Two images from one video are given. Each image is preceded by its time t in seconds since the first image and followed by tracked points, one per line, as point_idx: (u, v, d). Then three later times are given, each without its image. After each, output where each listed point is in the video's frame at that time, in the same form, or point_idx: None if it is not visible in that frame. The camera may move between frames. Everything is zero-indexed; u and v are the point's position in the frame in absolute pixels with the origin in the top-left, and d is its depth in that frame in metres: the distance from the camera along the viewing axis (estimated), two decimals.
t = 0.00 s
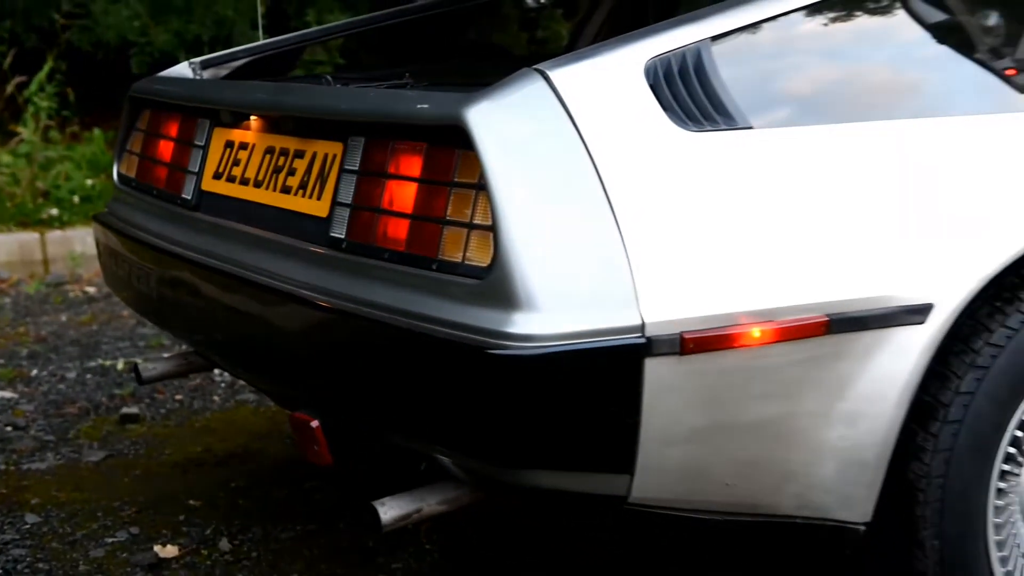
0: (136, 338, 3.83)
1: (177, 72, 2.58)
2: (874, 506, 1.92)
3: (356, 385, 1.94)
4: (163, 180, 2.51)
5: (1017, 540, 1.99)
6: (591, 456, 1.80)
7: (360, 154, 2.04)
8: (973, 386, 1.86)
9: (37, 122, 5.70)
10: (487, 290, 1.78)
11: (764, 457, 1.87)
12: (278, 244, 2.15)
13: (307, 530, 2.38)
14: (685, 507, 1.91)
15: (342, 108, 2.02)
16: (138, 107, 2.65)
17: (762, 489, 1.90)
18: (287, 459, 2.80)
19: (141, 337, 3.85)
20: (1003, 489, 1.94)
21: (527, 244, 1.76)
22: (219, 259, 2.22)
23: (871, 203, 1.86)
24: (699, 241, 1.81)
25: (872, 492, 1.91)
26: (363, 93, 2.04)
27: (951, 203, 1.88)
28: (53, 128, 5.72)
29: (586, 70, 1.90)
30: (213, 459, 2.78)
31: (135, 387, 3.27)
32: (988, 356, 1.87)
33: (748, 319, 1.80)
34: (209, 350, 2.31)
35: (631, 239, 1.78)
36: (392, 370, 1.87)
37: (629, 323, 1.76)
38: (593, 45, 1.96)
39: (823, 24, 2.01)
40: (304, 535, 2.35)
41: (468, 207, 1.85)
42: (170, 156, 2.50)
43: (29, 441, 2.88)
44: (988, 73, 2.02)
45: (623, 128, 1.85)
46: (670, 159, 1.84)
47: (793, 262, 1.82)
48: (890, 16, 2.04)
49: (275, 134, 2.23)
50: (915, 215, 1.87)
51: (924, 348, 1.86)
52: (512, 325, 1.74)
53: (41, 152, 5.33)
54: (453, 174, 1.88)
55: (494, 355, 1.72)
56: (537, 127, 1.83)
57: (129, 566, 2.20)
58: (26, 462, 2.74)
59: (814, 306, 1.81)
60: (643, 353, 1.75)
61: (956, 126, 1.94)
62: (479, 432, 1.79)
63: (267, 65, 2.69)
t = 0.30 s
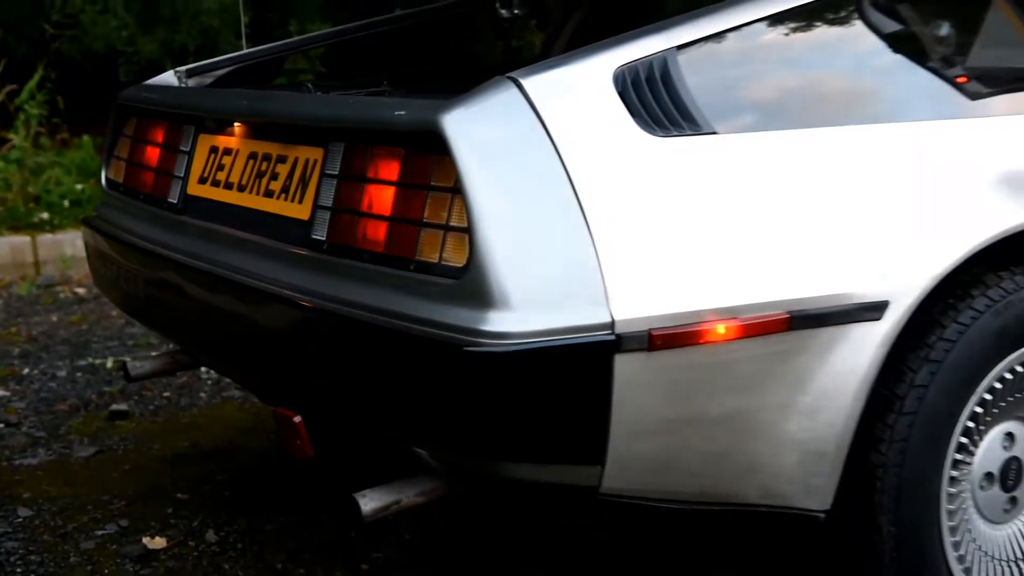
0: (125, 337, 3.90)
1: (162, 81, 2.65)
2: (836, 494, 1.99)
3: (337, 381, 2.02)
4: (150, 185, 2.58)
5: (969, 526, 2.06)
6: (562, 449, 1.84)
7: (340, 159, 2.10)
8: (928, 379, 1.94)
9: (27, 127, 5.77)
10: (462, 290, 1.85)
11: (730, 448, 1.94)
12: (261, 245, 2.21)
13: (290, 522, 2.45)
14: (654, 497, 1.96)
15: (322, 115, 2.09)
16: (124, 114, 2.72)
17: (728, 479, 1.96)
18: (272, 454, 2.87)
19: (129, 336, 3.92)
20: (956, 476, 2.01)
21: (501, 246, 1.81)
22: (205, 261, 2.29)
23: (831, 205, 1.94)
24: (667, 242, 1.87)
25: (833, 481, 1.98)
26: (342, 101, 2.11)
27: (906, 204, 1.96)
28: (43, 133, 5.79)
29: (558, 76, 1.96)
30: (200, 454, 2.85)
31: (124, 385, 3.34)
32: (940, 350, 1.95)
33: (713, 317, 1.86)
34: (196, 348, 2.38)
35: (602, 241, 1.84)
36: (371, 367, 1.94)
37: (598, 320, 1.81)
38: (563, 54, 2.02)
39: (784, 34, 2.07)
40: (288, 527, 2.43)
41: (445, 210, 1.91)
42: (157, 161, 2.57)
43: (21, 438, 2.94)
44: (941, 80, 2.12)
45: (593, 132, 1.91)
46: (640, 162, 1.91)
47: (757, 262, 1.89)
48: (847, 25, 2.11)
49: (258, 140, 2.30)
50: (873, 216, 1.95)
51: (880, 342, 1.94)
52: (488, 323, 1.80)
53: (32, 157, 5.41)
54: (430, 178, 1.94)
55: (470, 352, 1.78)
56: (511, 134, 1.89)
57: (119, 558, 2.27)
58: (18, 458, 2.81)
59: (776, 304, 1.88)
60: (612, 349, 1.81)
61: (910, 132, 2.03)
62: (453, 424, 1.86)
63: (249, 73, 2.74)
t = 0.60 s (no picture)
0: (111, 337, 3.94)
1: (145, 87, 2.69)
2: (803, 486, 2.06)
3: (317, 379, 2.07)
4: (134, 188, 2.63)
5: (931, 515, 2.11)
6: (536, 443, 1.89)
7: (320, 162, 2.14)
8: (890, 374, 1.99)
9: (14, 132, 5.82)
10: (439, 290, 1.89)
11: (699, 441, 1.99)
12: (244, 247, 2.26)
13: (273, 517, 2.50)
14: (626, 490, 2.01)
15: (302, 119, 2.14)
16: (109, 118, 2.77)
17: (697, 471, 2.02)
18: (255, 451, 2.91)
19: (115, 336, 3.96)
20: (917, 467, 2.07)
21: (478, 246, 1.85)
22: (189, 262, 2.33)
23: (798, 206, 1.99)
24: (639, 241, 1.92)
25: (799, 473, 2.04)
26: (322, 105, 2.15)
27: (869, 205, 2.02)
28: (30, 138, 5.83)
29: (532, 81, 2.01)
30: (184, 451, 2.90)
31: (110, 384, 3.38)
32: (903, 345, 2.01)
33: (683, 314, 1.91)
34: (180, 347, 2.43)
35: (576, 241, 1.89)
36: (350, 365, 1.98)
37: (572, 319, 1.86)
38: (538, 60, 2.07)
39: (752, 40, 2.14)
40: (270, 522, 2.48)
41: (422, 212, 1.95)
42: (140, 165, 2.62)
43: (8, 436, 2.98)
44: (902, 85, 2.19)
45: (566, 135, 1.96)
46: (612, 164, 1.96)
47: (727, 261, 1.95)
48: (813, 32, 2.18)
49: (240, 143, 2.35)
50: (838, 216, 2.00)
51: (844, 337, 2.00)
52: (465, 322, 1.84)
53: (19, 162, 5.46)
54: (408, 180, 1.98)
55: (445, 350, 1.83)
56: (486, 137, 1.93)
57: (105, 552, 2.31)
58: (5, 456, 2.85)
59: (744, 301, 1.94)
60: (586, 346, 1.85)
61: (872, 135, 2.09)
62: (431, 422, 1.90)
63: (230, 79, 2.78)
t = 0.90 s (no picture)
0: (98, 337, 3.98)
1: (129, 92, 2.74)
2: (770, 478, 2.12)
3: (298, 376, 2.12)
4: (118, 192, 2.68)
5: (893, 505, 2.19)
6: (510, 438, 1.94)
7: (300, 166, 2.19)
8: (854, 368, 2.06)
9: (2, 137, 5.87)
10: (417, 289, 1.94)
11: (671, 435, 2.05)
12: (227, 249, 2.32)
13: (257, 511, 2.56)
14: (603, 483, 2.06)
15: (283, 124, 2.19)
16: (93, 122, 2.82)
17: (669, 464, 2.08)
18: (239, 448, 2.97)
19: (102, 335, 4.01)
20: (880, 459, 2.14)
21: (454, 247, 1.90)
22: (173, 264, 2.38)
23: (764, 207, 2.06)
24: (611, 242, 1.98)
25: (766, 465, 2.11)
26: (303, 110, 2.20)
27: (832, 206, 2.09)
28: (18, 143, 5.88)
29: (508, 86, 2.05)
30: (170, 448, 2.95)
31: (97, 383, 3.43)
32: (866, 341, 2.07)
33: (654, 312, 1.98)
34: (165, 346, 2.48)
35: (550, 242, 1.94)
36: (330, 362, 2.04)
37: (546, 317, 1.91)
38: (514, 65, 2.11)
39: (720, 47, 2.20)
40: (253, 517, 2.53)
41: (400, 214, 2.00)
42: (125, 169, 2.67)
43: None
44: (864, 90, 2.26)
45: (541, 138, 2.00)
46: (585, 166, 2.00)
47: (696, 261, 2.01)
48: (780, 38, 2.25)
49: (221, 147, 2.39)
50: (802, 217, 2.07)
51: (810, 333, 2.07)
52: (443, 320, 1.89)
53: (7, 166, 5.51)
54: (386, 183, 2.02)
55: (422, 348, 1.87)
56: (463, 141, 1.97)
57: (92, 548, 2.36)
58: None
59: (712, 300, 2.00)
60: (561, 344, 1.91)
61: (836, 138, 2.16)
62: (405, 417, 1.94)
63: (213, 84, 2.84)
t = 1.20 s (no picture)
0: (101, 335, 4.09)
1: (129, 102, 2.86)
2: (739, 466, 2.23)
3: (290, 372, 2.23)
4: (118, 197, 2.79)
5: (855, 491, 2.30)
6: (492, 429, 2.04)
7: (292, 172, 2.30)
8: (817, 362, 2.18)
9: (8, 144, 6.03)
10: (403, 288, 2.03)
11: (646, 426, 2.16)
12: (224, 252, 2.42)
13: (253, 500, 2.67)
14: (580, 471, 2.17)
15: (276, 131, 2.29)
16: (95, 129, 2.93)
17: (642, 453, 2.19)
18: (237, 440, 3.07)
19: (104, 333, 4.12)
20: (842, 447, 2.26)
21: (439, 249, 1.99)
22: (173, 266, 2.49)
23: (733, 209, 2.17)
24: (589, 243, 2.07)
25: (734, 454, 2.22)
26: (295, 119, 2.31)
27: (796, 208, 2.20)
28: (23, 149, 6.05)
29: (490, 96, 2.15)
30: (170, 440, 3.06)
31: (99, 379, 3.54)
32: (829, 336, 2.19)
33: (629, 309, 2.07)
34: (165, 344, 2.58)
35: (530, 244, 2.03)
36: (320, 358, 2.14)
37: (527, 314, 2.00)
38: (495, 76, 2.21)
39: (691, 58, 2.32)
40: (250, 506, 2.64)
41: (387, 217, 2.10)
42: (125, 175, 2.78)
43: (5, 428, 3.13)
44: (826, 99, 2.38)
45: (522, 145, 2.10)
46: (564, 171, 2.10)
47: (670, 260, 2.11)
48: (747, 50, 2.37)
49: (218, 154, 2.50)
50: (769, 220, 2.18)
51: (776, 328, 2.18)
52: (428, 318, 1.98)
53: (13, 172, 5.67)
54: (374, 187, 2.12)
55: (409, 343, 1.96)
56: (447, 148, 2.06)
57: (96, 535, 2.47)
58: (3, 446, 3.00)
59: (684, 297, 2.11)
60: (540, 340, 2.00)
61: (801, 144, 2.27)
62: (390, 410, 2.05)
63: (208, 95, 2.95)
